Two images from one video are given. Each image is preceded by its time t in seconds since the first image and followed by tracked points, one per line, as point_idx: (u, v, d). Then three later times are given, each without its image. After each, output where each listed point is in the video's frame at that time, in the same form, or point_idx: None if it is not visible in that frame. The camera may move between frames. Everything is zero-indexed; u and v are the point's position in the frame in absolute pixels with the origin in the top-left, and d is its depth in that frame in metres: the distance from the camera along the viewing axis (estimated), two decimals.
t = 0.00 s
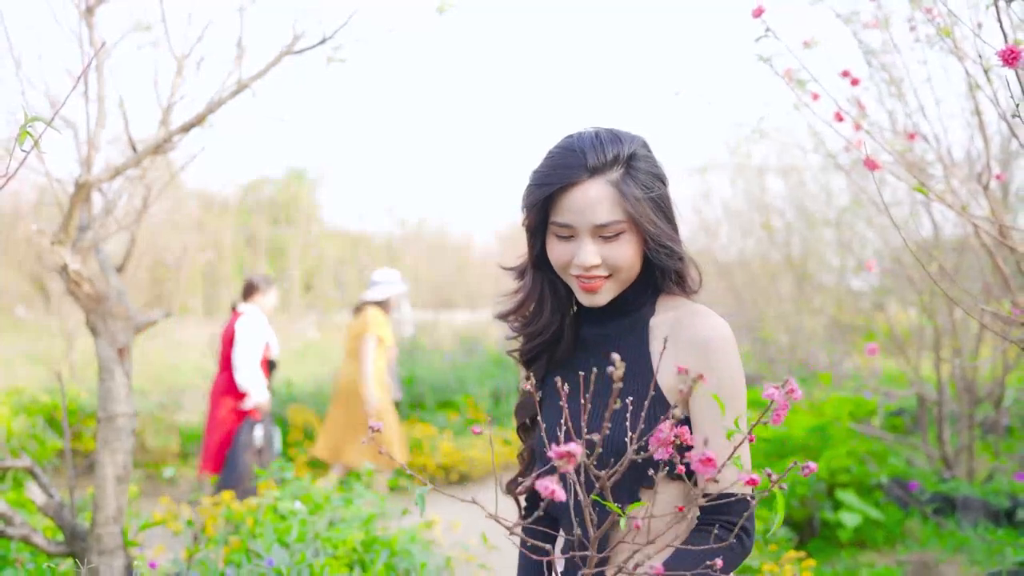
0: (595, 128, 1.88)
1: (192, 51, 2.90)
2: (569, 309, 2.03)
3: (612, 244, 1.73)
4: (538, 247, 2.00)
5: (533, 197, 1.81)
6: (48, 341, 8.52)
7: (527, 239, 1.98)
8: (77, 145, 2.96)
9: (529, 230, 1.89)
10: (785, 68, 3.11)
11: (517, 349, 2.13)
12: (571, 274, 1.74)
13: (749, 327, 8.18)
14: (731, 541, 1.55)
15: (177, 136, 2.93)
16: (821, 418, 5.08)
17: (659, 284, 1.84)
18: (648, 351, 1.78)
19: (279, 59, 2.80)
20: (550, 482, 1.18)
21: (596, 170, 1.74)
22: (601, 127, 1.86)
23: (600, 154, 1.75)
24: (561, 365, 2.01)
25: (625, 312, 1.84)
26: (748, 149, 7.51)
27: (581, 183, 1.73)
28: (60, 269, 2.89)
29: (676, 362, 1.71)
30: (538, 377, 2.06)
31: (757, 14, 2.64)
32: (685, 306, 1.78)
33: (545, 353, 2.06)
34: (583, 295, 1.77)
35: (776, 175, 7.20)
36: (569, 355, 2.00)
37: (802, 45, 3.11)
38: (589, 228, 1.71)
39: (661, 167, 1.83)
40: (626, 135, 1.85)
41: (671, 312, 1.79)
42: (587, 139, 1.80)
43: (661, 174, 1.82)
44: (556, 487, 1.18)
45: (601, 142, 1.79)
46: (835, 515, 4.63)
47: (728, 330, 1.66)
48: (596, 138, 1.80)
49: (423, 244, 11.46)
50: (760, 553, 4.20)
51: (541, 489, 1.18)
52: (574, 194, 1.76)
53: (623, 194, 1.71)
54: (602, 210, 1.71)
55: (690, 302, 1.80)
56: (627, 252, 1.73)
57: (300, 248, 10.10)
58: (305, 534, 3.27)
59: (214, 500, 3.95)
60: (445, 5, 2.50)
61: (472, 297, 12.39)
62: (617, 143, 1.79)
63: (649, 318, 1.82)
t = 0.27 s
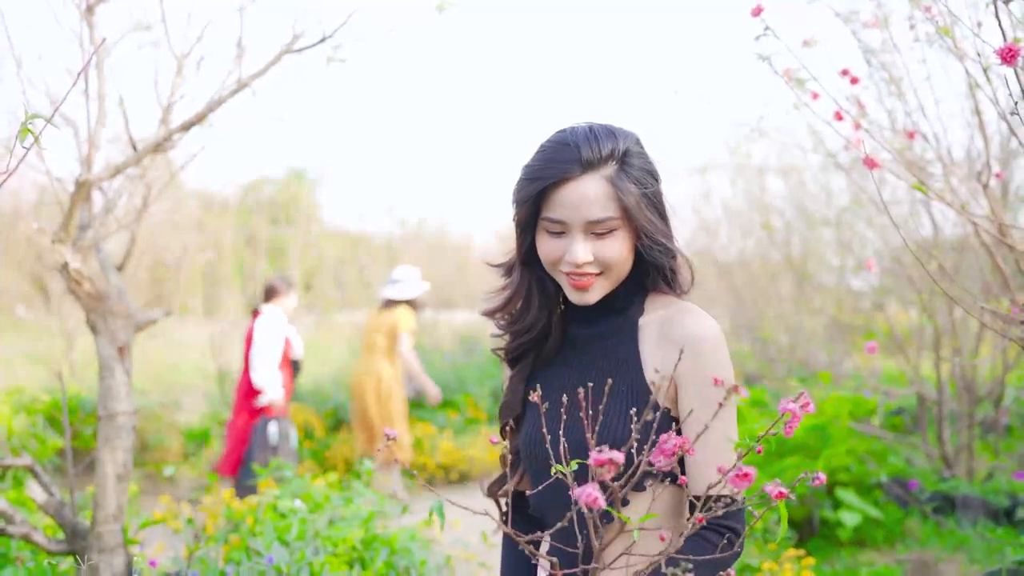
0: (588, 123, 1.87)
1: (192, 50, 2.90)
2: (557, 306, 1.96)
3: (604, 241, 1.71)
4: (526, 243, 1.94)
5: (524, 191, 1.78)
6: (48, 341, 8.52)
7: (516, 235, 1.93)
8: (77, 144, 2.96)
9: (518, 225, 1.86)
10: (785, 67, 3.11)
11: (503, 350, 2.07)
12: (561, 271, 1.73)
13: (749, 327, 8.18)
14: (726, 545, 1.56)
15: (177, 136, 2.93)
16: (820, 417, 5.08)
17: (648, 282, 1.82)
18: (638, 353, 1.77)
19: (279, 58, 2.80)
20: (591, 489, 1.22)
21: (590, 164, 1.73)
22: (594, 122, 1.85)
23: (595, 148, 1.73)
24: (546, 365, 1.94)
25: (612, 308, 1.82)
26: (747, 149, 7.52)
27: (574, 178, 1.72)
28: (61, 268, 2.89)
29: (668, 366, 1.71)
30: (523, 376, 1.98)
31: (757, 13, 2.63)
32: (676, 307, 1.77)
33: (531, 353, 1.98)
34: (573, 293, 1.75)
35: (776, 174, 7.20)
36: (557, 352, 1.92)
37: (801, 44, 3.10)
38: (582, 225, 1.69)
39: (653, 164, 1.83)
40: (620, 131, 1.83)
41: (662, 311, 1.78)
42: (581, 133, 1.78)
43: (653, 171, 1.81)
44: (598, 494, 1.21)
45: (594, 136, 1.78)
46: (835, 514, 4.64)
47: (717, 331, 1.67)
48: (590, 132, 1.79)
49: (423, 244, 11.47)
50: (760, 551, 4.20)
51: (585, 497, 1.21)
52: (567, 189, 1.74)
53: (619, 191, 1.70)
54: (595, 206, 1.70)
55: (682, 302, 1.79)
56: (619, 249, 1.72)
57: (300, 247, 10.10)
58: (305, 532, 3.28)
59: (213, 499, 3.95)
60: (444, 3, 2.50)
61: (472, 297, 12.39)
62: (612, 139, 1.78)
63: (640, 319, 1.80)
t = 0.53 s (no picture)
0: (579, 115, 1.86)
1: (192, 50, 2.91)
2: (542, 304, 1.93)
3: (595, 235, 1.71)
4: (514, 237, 1.91)
5: (514, 184, 1.77)
6: (47, 341, 8.52)
7: (504, 228, 1.90)
8: (78, 144, 2.96)
9: (508, 218, 1.85)
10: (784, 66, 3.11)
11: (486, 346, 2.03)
12: (552, 266, 1.73)
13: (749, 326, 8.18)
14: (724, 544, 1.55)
15: (177, 135, 2.93)
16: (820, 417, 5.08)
17: (639, 279, 1.82)
18: (627, 351, 1.75)
19: (279, 58, 2.80)
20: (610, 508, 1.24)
21: (582, 158, 1.73)
22: (586, 114, 1.84)
23: (588, 141, 1.73)
24: (532, 364, 1.91)
25: (600, 307, 1.81)
26: (747, 149, 7.52)
27: (566, 171, 1.71)
28: (61, 267, 2.89)
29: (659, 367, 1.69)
30: (506, 375, 1.94)
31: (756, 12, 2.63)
32: (666, 304, 1.77)
33: (514, 351, 1.94)
34: (563, 289, 1.75)
35: (776, 174, 7.20)
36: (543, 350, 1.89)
37: (801, 44, 3.10)
38: (574, 219, 1.69)
39: (645, 159, 1.82)
40: (612, 124, 1.82)
41: (652, 309, 1.78)
42: (573, 125, 1.78)
43: (644, 166, 1.81)
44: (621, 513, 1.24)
45: (587, 129, 1.77)
46: (835, 514, 4.64)
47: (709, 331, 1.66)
48: (581, 125, 1.78)
49: (423, 244, 11.46)
50: (760, 551, 4.20)
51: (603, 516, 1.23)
52: (558, 182, 1.74)
53: (612, 185, 1.71)
54: (586, 200, 1.70)
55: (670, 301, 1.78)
56: (610, 244, 1.72)
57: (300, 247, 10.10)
58: (305, 530, 3.28)
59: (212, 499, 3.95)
60: (444, 2, 2.50)
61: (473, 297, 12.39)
62: (604, 132, 1.77)
63: (630, 318, 1.79)
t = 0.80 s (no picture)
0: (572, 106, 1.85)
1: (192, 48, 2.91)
2: (531, 298, 1.92)
3: (588, 225, 1.70)
4: (504, 227, 1.90)
5: (507, 173, 1.77)
6: (48, 341, 8.52)
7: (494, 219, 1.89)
8: (79, 143, 2.97)
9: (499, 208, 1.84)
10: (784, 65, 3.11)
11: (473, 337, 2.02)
12: (543, 256, 1.72)
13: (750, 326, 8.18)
14: (710, 539, 1.55)
15: (178, 134, 2.94)
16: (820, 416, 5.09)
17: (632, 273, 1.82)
18: (620, 345, 1.75)
19: (280, 57, 2.81)
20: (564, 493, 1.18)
21: (575, 146, 1.72)
22: (580, 105, 1.84)
23: (581, 129, 1.72)
24: (520, 358, 1.90)
25: (591, 300, 1.81)
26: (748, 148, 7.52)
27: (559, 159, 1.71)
28: (62, 267, 2.90)
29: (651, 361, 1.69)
30: (493, 368, 1.94)
31: (755, 11, 2.64)
32: (658, 296, 1.77)
33: (503, 343, 1.94)
34: (555, 280, 1.74)
35: (777, 173, 7.20)
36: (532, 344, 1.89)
37: (801, 43, 3.10)
38: (566, 207, 1.68)
39: (638, 150, 1.82)
40: (606, 115, 1.82)
41: (644, 305, 1.77)
42: (566, 115, 1.77)
43: (637, 157, 1.80)
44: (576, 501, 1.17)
45: (580, 118, 1.76)
46: (835, 513, 4.64)
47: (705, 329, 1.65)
48: (575, 115, 1.78)
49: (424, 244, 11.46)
50: (760, 550, 4.20)
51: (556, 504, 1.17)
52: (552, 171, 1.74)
53: (606, 174, 1.70)
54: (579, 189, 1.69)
55: (662, 295, 1.78)
56: (603, 235, 1.71)
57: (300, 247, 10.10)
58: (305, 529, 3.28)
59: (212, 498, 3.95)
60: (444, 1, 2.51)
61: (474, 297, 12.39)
62: (597, 121, 1.77)
63: (622, 314, 1.78)
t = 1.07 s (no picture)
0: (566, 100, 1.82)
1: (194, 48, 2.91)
2: (525, 297, 1.86)
3: (586, 218, 1.67)
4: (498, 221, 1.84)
5: (501, 165, 1.72)
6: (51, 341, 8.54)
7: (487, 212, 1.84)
8: (82, 143, 2.98)
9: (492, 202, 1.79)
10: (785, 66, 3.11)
11: (460, 334, 1.96)
12: (540, 249, 1.68)
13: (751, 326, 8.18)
14: (705, 536, 1.53)
15: (180, 135, 2.95)
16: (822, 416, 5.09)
17: (630, 270, 1.81)
18: (617, 343, 1.72)
19: (281, 58, 2.81)
20: (570, 468, 1.16)
21: (572, 139, 1.69)
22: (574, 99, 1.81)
23: (578, 122, 1.70)
24: (511, 357, 1.85)
25: (585, 295, 1.78)
26: (749, 148, 7.52)
27: (557, 150, 1.68)
28: (65, 266, 2.91)
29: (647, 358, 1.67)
30: (482, 367, 1.87)
31: (756, 11, 2.64)
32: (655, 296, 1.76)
33: (494, 343, 1.88)
34: (551, 274, 1.70)
35: (778, 173, 7.20)
36: (526, 342, 1.83)
37: (801, 43, 3.10)
38: (564, 198, 1.65)
39: (633, 144, 1.79)
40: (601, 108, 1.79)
41: (641, 303, 1.76)
42: (562, 107, 1.74)
43: (633, 150, 1.78)
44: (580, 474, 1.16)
45: (576, 110, 1.73)
46: (837, 513, 4.64)
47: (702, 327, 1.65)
48: (571, 107, 1.75)
49: (425, 244, 11.48)
50: (762, 550, 4.20)
51: (563, 476, 1.15)
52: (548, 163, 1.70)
53: (603, 167, 1.68)
54: (576, 180, 1.66)
55: (657, 295, 1.77)
56: (601, 227, 1.68)
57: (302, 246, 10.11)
58: (307, 528, 3.28)
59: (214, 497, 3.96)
60: (445, 2, 2.51)
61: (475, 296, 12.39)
62: (594, 114, 1.74)
63: (620, 313, 1.76)
